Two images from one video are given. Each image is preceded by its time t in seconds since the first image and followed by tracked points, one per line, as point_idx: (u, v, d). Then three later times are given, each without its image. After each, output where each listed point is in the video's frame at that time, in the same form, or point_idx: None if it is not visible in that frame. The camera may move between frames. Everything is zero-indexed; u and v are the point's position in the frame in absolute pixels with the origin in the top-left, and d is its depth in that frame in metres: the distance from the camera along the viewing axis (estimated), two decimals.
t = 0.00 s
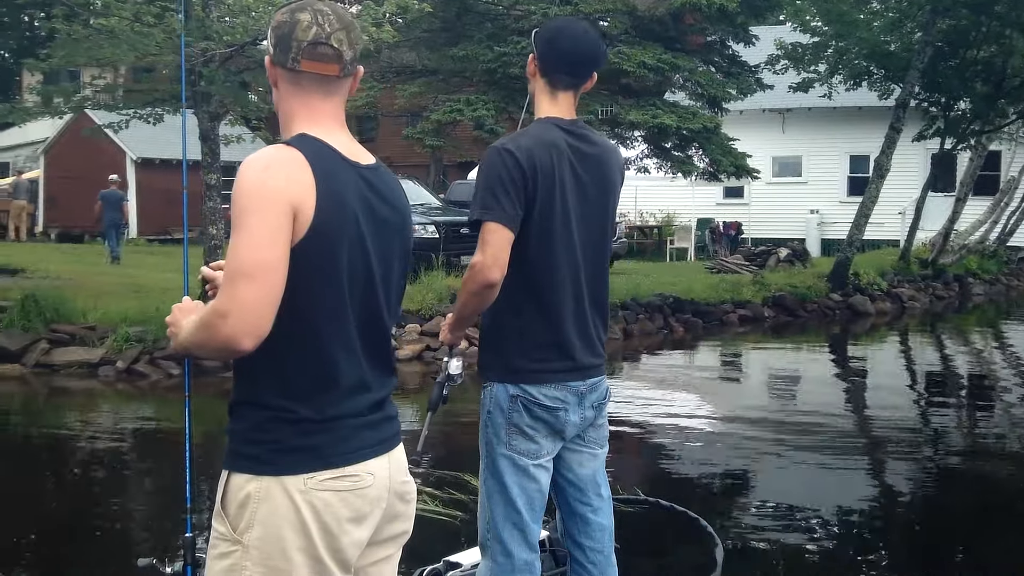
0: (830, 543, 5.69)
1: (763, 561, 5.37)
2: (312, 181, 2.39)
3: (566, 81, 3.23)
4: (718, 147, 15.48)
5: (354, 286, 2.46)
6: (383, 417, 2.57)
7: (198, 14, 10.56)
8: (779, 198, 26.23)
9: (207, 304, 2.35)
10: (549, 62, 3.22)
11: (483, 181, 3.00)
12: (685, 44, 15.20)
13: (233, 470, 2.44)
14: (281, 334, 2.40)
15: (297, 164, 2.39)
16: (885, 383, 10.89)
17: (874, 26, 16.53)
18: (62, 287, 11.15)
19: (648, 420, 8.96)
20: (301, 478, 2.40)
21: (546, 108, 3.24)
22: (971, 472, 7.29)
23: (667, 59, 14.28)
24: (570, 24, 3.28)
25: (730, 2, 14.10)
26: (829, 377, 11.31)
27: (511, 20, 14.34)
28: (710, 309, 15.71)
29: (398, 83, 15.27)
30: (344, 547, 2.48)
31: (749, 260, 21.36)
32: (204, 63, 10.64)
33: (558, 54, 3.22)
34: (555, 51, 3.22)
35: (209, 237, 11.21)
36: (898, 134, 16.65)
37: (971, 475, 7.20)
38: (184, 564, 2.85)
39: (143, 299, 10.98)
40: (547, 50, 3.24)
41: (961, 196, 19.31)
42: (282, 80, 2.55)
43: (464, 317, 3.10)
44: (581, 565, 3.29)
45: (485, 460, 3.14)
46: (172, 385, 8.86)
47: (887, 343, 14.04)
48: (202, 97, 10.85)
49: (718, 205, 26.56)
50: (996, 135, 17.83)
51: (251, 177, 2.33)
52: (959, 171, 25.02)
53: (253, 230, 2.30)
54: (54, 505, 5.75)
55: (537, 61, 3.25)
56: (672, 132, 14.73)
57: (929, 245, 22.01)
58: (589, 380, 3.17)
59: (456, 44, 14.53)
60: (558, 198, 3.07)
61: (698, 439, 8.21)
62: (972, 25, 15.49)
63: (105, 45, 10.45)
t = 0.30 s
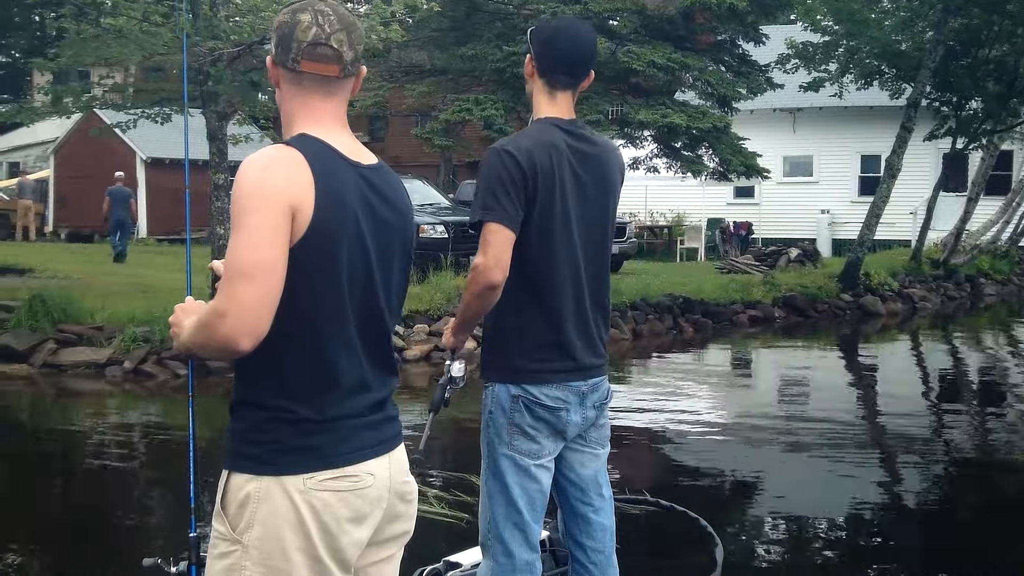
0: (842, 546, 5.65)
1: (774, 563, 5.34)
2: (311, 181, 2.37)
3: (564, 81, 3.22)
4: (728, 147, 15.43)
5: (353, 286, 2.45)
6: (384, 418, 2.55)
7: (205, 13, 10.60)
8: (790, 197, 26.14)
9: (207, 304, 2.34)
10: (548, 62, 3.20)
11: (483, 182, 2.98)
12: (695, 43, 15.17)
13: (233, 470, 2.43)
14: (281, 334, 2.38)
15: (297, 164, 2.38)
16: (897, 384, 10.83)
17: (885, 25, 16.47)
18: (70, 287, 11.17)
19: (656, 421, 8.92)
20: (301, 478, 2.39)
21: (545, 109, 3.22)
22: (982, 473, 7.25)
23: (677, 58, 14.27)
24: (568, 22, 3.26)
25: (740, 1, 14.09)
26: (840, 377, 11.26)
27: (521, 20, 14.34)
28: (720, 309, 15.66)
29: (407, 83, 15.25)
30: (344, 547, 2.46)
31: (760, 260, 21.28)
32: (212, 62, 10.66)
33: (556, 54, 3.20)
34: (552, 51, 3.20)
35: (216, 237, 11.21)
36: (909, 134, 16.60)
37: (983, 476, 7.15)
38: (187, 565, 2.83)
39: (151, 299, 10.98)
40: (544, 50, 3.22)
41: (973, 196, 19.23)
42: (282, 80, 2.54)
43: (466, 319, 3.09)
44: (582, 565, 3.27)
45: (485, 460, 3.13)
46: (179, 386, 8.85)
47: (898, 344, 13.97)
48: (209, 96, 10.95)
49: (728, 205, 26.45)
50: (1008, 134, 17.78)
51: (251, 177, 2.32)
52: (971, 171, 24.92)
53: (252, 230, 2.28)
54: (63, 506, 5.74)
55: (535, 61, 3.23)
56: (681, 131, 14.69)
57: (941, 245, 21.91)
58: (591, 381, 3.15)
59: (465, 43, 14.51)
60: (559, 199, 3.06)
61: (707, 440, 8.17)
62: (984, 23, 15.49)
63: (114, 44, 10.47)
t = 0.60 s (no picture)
0: (853, 547, 5.64)
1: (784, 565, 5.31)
2: (311, 181, 2.36)
3: (562, 82, 3.23)
4: (738, 147, 15.40)
5: (354, 286, 2.43)
6: (385, 418, 2.53)
7: (213, 13, 10.64)
8: (801, 197, 26.06)
9: (207, 305, 2.33)
10: (546, 62, 3.20)
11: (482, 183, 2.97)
12: (705, 42, 15.14)
13: (234, 470, 2.42)
14: (281, 334, 2.37)
15: (298, 164, 2.37)
16: (908, 385, 10.79)
17: (897, 24, 16.41)
18: (78, 287, 11.20)
19: (665, 422, 8.89)
20: (302, 478, 2.37)
21: (542, 110, 3.22)
22: (993, 475, 7.20)
23: (687, 57, 14.25)
24: (565, 22, 3.26)
25: (750, 1, 14.07)
26: (851, 378, 11.20)
27: (532, 20, 14.34)
28: (730, 309, 15.63)
29: (416, 82, 15.25)
30: (344, 547, 2.45)
31: (770, 261, 21.20)
32: (219, 62, 10.69)
33: (555, 55, 3.20)
34: (551, 51, 3.20)
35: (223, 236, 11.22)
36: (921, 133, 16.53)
37: (994, 478, 7.11)
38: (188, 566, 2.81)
39: (159, 299, 11.00)
40: (543, 51, 3.22)
41: (985, 196, 19.14)
42: (285, 80, 2.53)
43: (464, 319, 3.07)
44: (585, 565, 3.25)
45: (487, 460, 3.12)
46: (187, 386, 8.86)
47: (909, 345, 13.91)
48: (217, 96, 11.05)
49: (739, 205, 26.35)
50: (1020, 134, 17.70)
51: (251, 177, 2.31)
52: (983, 171, 24.81)
53: (253, 230, 2.27)
54: (73, 506, 5.74)
55: (533, 61, 3.23)
56: (691, 131, 14.65)
57: (952, 245, 21.81)
58: (593, 381, 3.13)
59: (474, 43, 14.51)
60: (560, 199, 3.05)
61: (715, 442, 8.14)
62: (996, 23, 15.46)
63: (122, 44, 10.51)
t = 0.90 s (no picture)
0: (864, 549, 5.59)
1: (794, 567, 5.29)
2: (312, 181, 2.35)
3: (560, 82, 3.22)
4: (749, 147, 15.36)
5: (355, 285, 2.42)
6: (386, 418, 2.52)
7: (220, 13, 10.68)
8: (812, 198, 25.98)
9: (207, 306, 2.31)
10: (543, 63, 3.19)
11: (477, 184, 2.96)
12: (715, 42, 15.09)
13: (234, 471, 2.40)
14: (281, 334, 2.35)
15: (298, 164, 2.35)
16: (918, 386, 10.74)
17: (908, 24, 16.33)
18: (87, 287, 11.25)
19: (673, 423, 8.86)
20: (303, 479, 2.36)
21: (540, 110, 3.22)
22: (1005, 476, 7.16)
23: (697, 57, 14.21)
24: (562, 23, 3.25)
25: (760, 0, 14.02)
26: (863, 379, 11.16)
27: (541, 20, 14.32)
28: (740, 310, 15.58)
29: (425, 82, 15.22)
30: (345, 547, 2.43)
31: (781, 261, 21.13)
32: (227, 63, 10.72)
33: (553, 55, 3.19)
34: (549, 52, 3.19)
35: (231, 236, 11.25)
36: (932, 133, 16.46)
37: (1006, 480, 7.06)
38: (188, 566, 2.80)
39: (167, 300, 11.03)
40: (540, 51, 3.21)
41: (997, 195, 19.04)
42: (285, 79, 2.51)
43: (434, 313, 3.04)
44: (584, 566, 3.24)
45: (487, 460, 3.10)
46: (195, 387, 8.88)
47: (920, 345, 13.85)
48: (225, 97, 11.13)
49: (750, 205, 26.25)
50: None
51: (251, 177, 2.29)
52: (995, 171, 24.70)
53: (253, 231, 2.26)
54: (76, 506, 5.76)
55: (530, 63, 3.22)
56: (701, 131, 14.61)
57: (964, 246, 21.71)
58: (593, 380, 3.12)
59: (484, 43, 14.50)
60: (557, 200, 3.04)
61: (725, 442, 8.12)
62: (1007, 22, 15.40)
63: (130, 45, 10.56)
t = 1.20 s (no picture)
0: (873, 550, 5.56)
1: (802, 568, 5.25)
2: (312, 181, 2.34)
3: (561, 82, 3.21)
4: (759, 147, 15.31)
5: (354, 285, 2.40)
6: (386, 418, 2.50)
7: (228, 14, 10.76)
8: (823, 197, 25.89)
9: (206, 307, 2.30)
10: (543, 63, 3.19)
11: (461, 181, 3.01)
12: (725, 41, 15.04)
13: (234, 471, 2.39)
14: (279, 334, 2.34)
15: (295, 163, 2.34)
16: (930, 386, 10.68)
17: (919, 22, 16.25)
18: (95, 287, 11.28)
19: (682, 423, 8.83)
20: (303, 479, 2.34)
21: (540, 110, 3.21)
22: (1016, 478, 7.11)
23: (707, 56, 14.18)
24: (564, 23, 3.24)
25: None
26: (874, 380, 11.10)
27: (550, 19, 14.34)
28: (751, 310, 15.53)
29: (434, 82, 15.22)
30: (345, 548, 2.42)
31: (792, 261, 21.06)
32: (234, 63, 10.77)
33: (552, 55, 3.18)
34: (549, 52, 3.18)
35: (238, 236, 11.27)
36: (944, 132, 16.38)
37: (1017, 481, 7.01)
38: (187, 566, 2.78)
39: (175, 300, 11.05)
40: (541, 51, 3.20)
41: (1010, 195, 18.93)
42: (285, 79, 2.50)
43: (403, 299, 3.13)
44: (583, 565, 3.21)
45: (486, 460, 3.09)
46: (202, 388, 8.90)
47: (932, 346, 13.78)
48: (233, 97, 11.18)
49: (760, 205, 26.19)
50: None
51: (250, 177, 2.28)
52: (1007, 171, 24.58)
53: (251, 230, 2.25)
54: (75, 506, 5.76)
55: (531, 63, 3.22)
56: (711, 130, 14.58)
57: (976, 247, 21.60)
58: (591, 380, 3.10)
59: (493, 42, 14.50)
60: (548, 198, 3.04)
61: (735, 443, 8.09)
62: (1020, 21, 15.31)
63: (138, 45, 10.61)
